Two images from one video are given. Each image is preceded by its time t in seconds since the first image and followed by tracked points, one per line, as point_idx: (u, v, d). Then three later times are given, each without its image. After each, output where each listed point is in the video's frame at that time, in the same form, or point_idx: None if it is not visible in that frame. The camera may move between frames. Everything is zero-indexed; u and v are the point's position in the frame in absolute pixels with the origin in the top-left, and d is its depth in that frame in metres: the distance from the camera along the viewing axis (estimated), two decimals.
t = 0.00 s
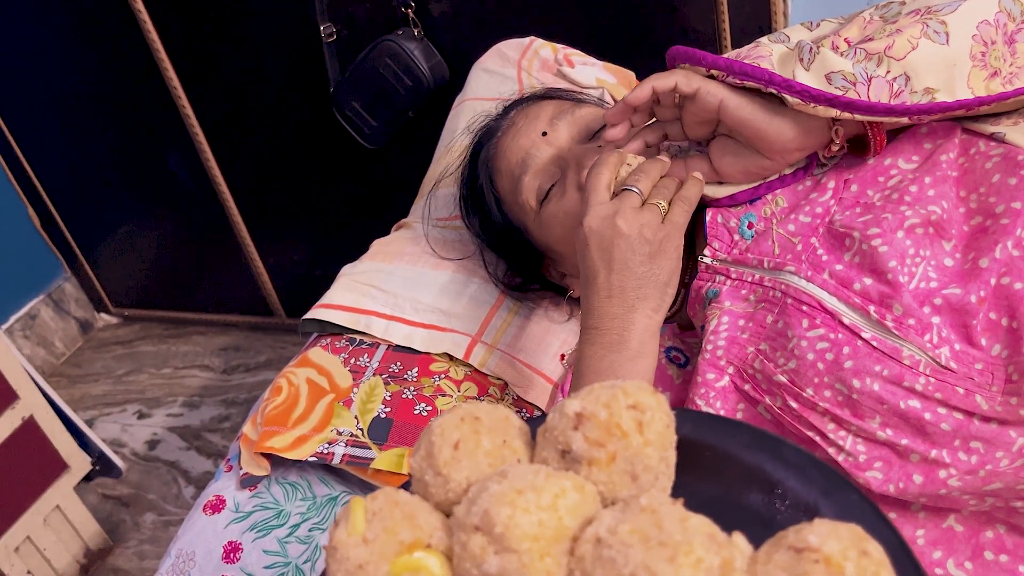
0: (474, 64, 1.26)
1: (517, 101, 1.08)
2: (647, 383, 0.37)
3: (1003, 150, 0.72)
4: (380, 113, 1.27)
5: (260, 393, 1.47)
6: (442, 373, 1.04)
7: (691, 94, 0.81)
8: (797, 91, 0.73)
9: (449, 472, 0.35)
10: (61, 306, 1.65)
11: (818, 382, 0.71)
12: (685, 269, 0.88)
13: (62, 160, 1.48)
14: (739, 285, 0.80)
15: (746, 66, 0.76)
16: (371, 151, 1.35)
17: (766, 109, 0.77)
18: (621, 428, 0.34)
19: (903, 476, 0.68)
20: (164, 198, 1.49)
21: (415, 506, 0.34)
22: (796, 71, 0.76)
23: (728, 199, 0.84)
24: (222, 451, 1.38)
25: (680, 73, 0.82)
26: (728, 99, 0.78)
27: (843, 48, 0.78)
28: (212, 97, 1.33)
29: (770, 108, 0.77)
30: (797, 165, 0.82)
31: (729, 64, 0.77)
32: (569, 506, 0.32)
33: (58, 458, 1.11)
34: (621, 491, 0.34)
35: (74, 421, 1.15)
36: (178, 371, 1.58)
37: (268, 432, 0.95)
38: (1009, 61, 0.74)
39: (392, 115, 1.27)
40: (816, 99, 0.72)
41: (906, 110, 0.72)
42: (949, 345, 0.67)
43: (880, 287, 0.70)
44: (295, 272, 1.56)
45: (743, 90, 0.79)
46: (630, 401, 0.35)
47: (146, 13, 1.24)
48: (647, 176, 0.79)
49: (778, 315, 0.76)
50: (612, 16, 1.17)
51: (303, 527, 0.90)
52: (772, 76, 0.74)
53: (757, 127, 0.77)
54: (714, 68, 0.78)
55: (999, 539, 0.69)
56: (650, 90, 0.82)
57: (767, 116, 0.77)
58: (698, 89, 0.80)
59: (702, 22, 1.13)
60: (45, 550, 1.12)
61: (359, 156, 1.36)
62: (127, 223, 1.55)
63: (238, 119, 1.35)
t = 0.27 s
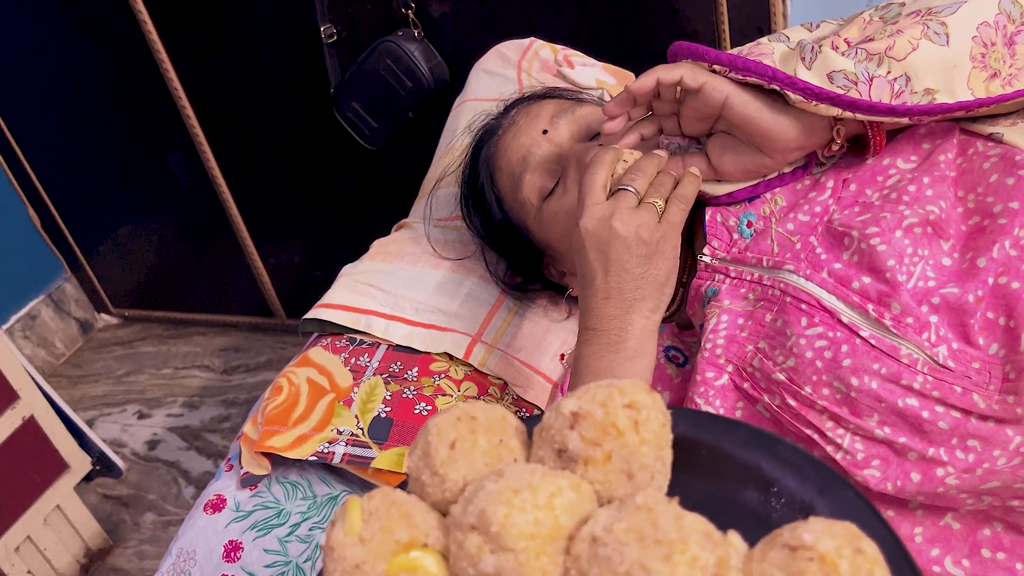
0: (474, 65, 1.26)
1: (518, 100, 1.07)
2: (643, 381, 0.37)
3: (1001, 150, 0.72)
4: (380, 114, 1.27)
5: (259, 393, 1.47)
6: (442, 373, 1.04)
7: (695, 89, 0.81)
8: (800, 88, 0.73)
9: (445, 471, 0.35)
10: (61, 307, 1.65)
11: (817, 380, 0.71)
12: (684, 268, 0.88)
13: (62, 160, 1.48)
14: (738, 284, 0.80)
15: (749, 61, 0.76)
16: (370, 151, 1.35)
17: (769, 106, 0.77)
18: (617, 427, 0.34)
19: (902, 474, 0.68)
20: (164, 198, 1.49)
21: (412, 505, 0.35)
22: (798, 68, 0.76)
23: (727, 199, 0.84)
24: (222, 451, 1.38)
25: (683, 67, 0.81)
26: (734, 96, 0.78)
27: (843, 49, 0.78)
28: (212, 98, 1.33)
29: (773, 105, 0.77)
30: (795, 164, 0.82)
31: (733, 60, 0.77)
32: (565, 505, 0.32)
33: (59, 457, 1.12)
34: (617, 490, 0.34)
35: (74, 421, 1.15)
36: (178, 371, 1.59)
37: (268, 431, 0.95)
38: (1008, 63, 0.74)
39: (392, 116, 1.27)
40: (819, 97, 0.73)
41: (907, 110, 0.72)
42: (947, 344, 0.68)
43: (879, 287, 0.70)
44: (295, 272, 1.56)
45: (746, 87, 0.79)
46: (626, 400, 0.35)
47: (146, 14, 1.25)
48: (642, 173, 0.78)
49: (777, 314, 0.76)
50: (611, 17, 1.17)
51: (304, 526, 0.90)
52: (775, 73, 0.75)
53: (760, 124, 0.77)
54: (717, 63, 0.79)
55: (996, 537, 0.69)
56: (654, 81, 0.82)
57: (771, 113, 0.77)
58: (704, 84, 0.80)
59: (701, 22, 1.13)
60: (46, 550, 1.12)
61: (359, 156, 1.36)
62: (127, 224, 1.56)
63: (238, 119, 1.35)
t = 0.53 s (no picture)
0: (473, 65, 1.26)
1: (518, 99, 1.07)
2: (642, 375, 0.37)
3: (1001, 150, 0.72)
4: (381, 114, 1.27)
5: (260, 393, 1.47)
6: (443, 372, 1.04)
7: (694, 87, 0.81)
8: (798, 87, 0.73)
9: (444, 466, 0.35)
10: (61, 307, 1.65)
11: (817, 379, 0.71)
12: (685, 268, 0.88)
13: (63, 160, 1.48)
14: (738, 283, 0.80)
15: (747, 61, 0.76)
16: (371, 152, 1.35)
17: (767, 105, 0.77)
18: (616, 421, 0.34)
19: (902, 473, 0.68)
20: (164, 198, 1.49)
21: (410, 500, 0.34)
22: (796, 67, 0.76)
23: (728, 198, 0.84)
24: (222, 451, 1.38)
25: (685, 65, 0.81)
26: (733, 96, 0.79)
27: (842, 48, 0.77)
28: (212, 98, 1.33)
29: (772, 104, 0.77)
30: (795, 163, 0.82)
31: (731, 59, 0.77)
32: (564, 499, 0.32)
33: (59, 457, 1.12)
34: (616, 485, 0.34)
35: (74, 420, 1.15)
36: (178, 371, 1.59)
37: (269, 430, 0.95)
38: (1007, 62, 0.75)
39: (393, 116, 1.27)
40: (816, 96, 0.73)
41: (905, 108, 0.72)
42: (946, 343, 0.68)
43: (879, 285, 0.70)
44: (295, 273, 1.56)
45: (744, 86, 0.79)
46: (625, 395, 0.35)
47: (147, 14, 1.25)
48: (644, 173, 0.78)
49: (777, 312, 0.76)
50: (611, 17, 1.17)
51: (305, 525, 0.90)
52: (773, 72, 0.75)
53: (758, 124, 0.77)
54: (716, 63, 0.79)
55: (996, 536, 0.69)
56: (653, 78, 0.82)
57: (769, 112, 0.77)
58: (702, 84, 0.80)
59: (702, 22, 1.13)
60: (46, 550, 1.12)
61: (359, 156, 1.36)
62: (127, 224, 1.56)
63: (238, 120, 1.35)
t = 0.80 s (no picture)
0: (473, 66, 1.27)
1: (517, 99, 1.07)
2: (641, 373, 0.37)
3: (999, 150, 0.72)
4: (380, 115, 1.27)
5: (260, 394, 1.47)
6: (443, 373, 1.04)
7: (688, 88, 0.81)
8: (791, 86, 0.74)
9: (443, 462, 0.35)
10: (61, 308, 1.65)
11: (816, 378, 0.71)
12: (684, 268, 0.88)
13: (63, 161, 1.48)
14: (737, 283, 0.81)
15: (741, 61, 0.76)
16: (371, 152, 1.35)
17: (760, 104, 0.78)
18: (616, 418, 0.34)
19: (901, 472, 0.68)
20: (164, 199, 1.50)
21: (408, 496, 0.35)
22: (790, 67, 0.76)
23: (727, 199, 0.84)
24: (223, 452, 1.38)
25: (681, 66, 0.81)
26: (726, 96, 0.79)
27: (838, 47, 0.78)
28: (213, 99, 1.34)
29: (767, 104, 0.78)
30: (794, 163, 0.83)
31: (725, 60, 0.78)
32: (563, 496, 0.32)
33: (59, 458, 1.12)
34: (615, 482, 0.34)
35: (75, 421, 1.15)
36: (178, 372, 1.59)
37: (269, 430, 0.95)
38: (1002, 60, 0.74)
39: (393, 116, 1.27)
40: (810, 95, 0.73)
41: (899, 106, 0.72)
42: (945, 342, 0.68)
43: (877, 285, 0.71)
44: (296, 274, 1.56)
45: (739, 87, 0.79)
46: (625, 392, 0.35)
47: (148, 15, 1.25)
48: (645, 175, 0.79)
49: (776, 312, 0.76)
50: (611, 18, 1.17)
51: (305, 525, 0.90)
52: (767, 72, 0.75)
53: (754, 124, 0.78)
54: (711, 64, 0.79)
55: (996, 535, 0.69)
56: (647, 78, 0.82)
57: (764, 111, 0.77)
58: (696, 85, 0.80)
59: (701, 23, 1.13)
60: (46, 551, 1.12)
61: (359, 157, 1.36)
62: (128, 225, 1.56)
63: (239, 120, 1.35)
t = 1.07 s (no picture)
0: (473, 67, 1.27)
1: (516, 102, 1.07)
2: (644, 375, 0.37)
3: (999, 151, 0.73)
4: (380, 116, 1.27)
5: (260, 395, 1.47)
6: (443, 374, 1.04)
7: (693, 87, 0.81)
8: (796, 87, 0.74)
9: (445, 463, 0.35)
10: (61, 309, 1.65)
11: (817, 379, 0.71)
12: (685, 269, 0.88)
13: (63, 162, 1.48)
14: (737, 284, 0.80)
15: (745, 61, 0.76)
16: (371, 153, 1.35)
17: (764, 104, 0.78)
18: (618, 420, 0.34)
19: (901, 473, 0.68)
20: (165, 200, 1.50)
21: (410, 497, 0.35)
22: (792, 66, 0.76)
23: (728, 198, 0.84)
24: (223, 453, 1.38)
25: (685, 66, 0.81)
26: (728, 95, 0.79)
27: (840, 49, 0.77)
28: (213, 100, 1.34)
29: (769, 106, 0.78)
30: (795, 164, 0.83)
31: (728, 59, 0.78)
32: (565, 498, 0.32)
33: (59, 459, 1.11)
34: (618, 484, 0.34)
35: (75, 422, 1.15)
36: (178, 373, 1.59)
37: (270, 432, 0.96)
38: (1004, 62, 0.75)
39: (393, 117, 1.27)
40: (814, 96, 0.73)
41: (903, 108, 0.73)
42: (946, 343, 0.68)
43: (878, 286, 0.71)
44: (296, 275, 1.56)
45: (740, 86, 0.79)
46: (627, 393, 0.35)
47: (148, 16, 1.25)
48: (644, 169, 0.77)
49: (777, 313, 0.76)
50: (611, 18, 1.17)
51: (305, 527, 0.90)
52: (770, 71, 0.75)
53: (756, 124, 0.78)
54: (714, 63, 0.79)
55: (996, 536, 0.69)
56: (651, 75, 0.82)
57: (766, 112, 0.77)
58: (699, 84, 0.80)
59: (701, 23, 1.13)
60: (46, 552, 1.12)
61: (359, 158, 1.36)
62: (128, 226, 1.56)
63: (239, 121, 1.35)
